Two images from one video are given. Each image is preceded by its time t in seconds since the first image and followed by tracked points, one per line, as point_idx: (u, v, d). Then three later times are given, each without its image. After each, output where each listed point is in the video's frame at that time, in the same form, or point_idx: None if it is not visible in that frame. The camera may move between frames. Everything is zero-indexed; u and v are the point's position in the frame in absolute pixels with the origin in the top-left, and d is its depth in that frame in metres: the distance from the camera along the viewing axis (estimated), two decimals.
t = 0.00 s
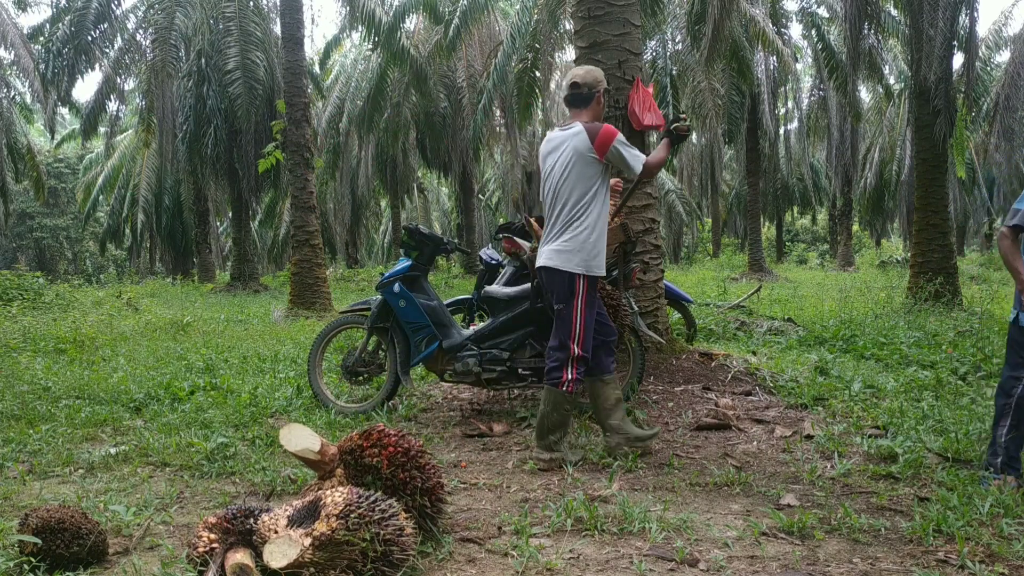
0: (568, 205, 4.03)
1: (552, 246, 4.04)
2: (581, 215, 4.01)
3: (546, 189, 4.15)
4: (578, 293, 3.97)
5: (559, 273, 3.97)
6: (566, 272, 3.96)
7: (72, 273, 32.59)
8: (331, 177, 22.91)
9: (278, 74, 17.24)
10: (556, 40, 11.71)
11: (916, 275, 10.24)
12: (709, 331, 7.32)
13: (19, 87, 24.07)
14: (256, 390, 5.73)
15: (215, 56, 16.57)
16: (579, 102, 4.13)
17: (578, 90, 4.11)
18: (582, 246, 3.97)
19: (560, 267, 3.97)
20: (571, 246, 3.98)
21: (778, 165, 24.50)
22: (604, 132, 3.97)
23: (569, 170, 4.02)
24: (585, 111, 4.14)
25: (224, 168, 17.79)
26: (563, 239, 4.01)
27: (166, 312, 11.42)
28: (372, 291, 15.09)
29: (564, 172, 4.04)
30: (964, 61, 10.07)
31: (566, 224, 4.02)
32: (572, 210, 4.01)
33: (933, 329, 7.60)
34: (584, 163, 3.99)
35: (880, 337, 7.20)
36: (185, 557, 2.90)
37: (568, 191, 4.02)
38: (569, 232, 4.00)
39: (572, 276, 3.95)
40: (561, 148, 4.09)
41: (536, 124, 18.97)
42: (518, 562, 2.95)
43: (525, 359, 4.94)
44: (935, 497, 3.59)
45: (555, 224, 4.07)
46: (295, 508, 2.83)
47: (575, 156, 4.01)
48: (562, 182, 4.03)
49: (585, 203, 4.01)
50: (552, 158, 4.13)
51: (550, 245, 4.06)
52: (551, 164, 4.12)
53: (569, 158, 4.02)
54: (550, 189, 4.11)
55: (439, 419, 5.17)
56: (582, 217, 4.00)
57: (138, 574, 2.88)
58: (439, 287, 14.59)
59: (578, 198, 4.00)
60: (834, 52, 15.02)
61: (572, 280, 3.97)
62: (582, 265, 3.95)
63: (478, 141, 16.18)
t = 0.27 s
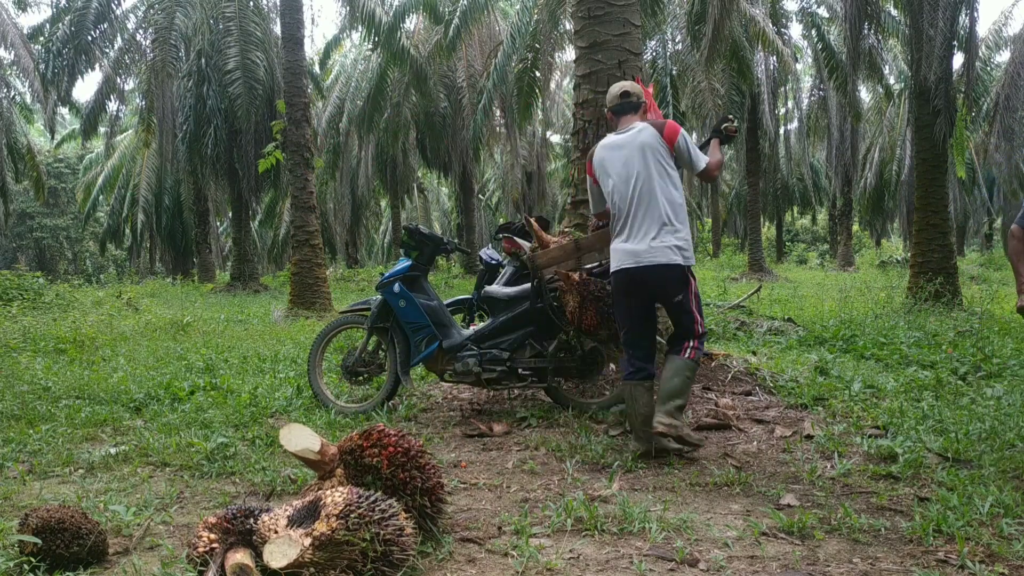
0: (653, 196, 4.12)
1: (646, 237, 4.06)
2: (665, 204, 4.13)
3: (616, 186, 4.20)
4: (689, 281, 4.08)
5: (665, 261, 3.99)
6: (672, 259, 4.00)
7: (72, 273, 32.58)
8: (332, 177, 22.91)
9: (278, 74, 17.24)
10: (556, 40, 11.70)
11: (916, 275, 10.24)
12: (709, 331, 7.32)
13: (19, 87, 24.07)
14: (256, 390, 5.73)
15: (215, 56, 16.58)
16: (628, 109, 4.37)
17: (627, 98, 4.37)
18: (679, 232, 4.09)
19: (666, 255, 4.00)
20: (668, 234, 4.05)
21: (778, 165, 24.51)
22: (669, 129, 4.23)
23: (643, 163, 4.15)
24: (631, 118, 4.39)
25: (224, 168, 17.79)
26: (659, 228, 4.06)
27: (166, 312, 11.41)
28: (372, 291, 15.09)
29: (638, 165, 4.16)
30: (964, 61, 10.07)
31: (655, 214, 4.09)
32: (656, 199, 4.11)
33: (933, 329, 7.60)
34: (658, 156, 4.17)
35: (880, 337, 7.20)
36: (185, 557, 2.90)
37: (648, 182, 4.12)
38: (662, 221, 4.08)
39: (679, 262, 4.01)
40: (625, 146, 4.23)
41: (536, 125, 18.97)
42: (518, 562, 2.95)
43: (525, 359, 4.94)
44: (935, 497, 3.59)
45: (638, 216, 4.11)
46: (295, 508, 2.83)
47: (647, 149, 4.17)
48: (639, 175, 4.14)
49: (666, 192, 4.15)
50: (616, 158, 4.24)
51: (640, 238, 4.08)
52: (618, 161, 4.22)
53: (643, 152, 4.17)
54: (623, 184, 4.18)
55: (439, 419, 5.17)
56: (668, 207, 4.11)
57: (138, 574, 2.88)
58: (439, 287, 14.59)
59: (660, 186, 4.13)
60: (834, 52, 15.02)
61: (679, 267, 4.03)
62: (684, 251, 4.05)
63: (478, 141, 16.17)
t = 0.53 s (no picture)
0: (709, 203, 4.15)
1: (702, 244, 4.10)
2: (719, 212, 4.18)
3: (674, 188, 4.17)
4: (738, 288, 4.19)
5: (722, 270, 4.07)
6: (727, 269, 4.09)
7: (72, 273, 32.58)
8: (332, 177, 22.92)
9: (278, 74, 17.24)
10: (556, 40, 11.70)
11: (916, 275, 10.25)
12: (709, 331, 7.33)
13: (19, 87, 24.07)
14: (256, 390, 5.73)
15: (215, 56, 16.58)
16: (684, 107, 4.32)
17: (684, 97, 4.32)
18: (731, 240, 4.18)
19: (722, 264, 4.08)
20: (723, 242, 4.13)
21: (778, 165, 24.51)
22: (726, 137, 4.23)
23: (704, 168, 4.14)
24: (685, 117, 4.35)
25: (224, 168, 17.79)
26: (716, 236, 4.11)
27: (166, 312, 11.42)
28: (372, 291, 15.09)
29: (699, 169, 4.14)
30: (964, 60, 10.07)
31: (712, 223, 4.13)
32: (714, 206, 4.13)
33: (933, 329, 7.60)
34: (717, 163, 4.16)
35: (880, 337, 7.20)
36: (185, 557, 2.90)
37: (708, 189, 4.13)
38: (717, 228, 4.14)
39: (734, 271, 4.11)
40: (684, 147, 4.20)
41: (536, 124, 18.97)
42: (518, 562, 2.95)
43: (525, 359, 4.94)
44: (935, 497, 3.59)
45: (695, 221, 4.13)
46: (295, 508, 2.84)
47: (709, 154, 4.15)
48: (700, 180, 4.13)
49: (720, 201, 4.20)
50: (676, 158, 4.19)
51: (696, 243, 4.11)
52: (677, 163, 4.18)
53: (705, 156, 4.15)
54: (682, 188, 4.16)
55: (439, 419, 5.17)
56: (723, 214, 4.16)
57: (138, 573, 2.88)
58: (439, 288, 14.60)
59: (717, 194, 4.15)
60: (834, 52, 15.03)
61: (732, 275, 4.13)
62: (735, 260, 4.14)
63: (478, 141, 16.17)
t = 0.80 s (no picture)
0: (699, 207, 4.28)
1: (685, 245, 4.28)
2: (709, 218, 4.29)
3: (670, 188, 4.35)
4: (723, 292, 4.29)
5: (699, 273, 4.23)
6: (707, 272, 4.24)
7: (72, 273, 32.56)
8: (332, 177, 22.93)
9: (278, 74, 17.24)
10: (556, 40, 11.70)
11: (916, 274, 10.25)
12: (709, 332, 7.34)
13: (19, 87, 24.08)
14: (256, 389, 5.74)
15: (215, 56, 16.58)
16: (702, 110, 4.40)
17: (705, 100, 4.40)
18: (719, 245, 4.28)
19: (700, 267, 4.23)
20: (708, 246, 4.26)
21: (778, 165, 24.52)
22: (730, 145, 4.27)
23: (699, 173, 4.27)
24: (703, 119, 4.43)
25: (224, 168, 17.79)
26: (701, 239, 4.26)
27: (166, 312, 11.42)
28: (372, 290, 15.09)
29: (694, 173, 4.27)
30: (964, 61, 10.07)
31: (698, 226, 4.28)
32: (703, 211, 4.26)
33: (933, 329, 7.60)
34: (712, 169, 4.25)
35: (880, 337, 7.20)
36: (185, 557, 2.90)
37: (700, 194, 4.27)
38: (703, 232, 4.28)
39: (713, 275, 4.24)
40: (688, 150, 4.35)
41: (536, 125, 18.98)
42: (518, 562, 2.95)
43: (525, 359, 4.95)
44: (935, 497, 3.59)
45: (683, 223, 4.31)
46: (295, 508, 2.83)
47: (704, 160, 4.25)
48: (694, 184, 4.27)
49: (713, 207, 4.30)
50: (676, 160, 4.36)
51: (681, 244, 4.29)
52: (676, 165, 4.35)
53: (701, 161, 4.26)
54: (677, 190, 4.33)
55: (439, 419, 5.17)
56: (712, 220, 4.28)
57: (138, 574, 2.88)
58: (439, 288, 14.60)
59: (708, 199, 4.27)
60: (834, 52, 15.03)
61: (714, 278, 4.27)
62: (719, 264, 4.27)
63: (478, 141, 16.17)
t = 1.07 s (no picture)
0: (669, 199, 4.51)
1: (654, 232, 4.55)
2: (675, 210, 4.47)
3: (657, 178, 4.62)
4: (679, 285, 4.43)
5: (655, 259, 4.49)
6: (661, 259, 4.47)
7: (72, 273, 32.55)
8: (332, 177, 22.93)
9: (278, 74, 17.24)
10: (556, 40, 11.70)
11: (916, 274, 10.25)
12: (709, 332, 7.34)
13: (19, 87, 24.08)
14: (256, 389, 5.74)
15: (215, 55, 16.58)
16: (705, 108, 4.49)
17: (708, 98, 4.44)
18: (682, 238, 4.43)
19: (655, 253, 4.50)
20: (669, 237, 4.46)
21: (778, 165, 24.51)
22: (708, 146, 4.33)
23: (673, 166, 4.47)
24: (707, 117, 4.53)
25: (224, 168, 17.79)
26: (664, 228, 4.47)
27: (166, 312, 11.41)
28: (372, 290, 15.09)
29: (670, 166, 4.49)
30: (964, 61, 10.07)
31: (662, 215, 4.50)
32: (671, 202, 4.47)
33: (933, 329, 7.60)
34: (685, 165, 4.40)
35: (880, 337, 7.20)
36: (185, 557, 2.90)
37: (669, 186, 4.47)
38: (665, 223, 4.49)
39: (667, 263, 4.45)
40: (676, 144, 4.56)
41: (536, 125, 18.98)
42: (518, 562, 2.95)
43: (525, 359, 4.95)
44: (935, 497, 3.59)
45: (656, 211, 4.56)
46: (295, 508, 2.84)
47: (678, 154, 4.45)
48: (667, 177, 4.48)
49: (678, 200, 4.46)
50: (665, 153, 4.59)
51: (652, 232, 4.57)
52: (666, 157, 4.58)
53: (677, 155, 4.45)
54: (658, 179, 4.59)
55: (439, 419, 5.17)
56: (677, 213, 4.46)
57: (138, 574, 2.88)
58: (439, 288, 14.60)
59: (675, 193, 4.45)
60: (834, 52, 15.03)
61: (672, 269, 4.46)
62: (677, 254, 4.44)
63: (478, 141, 16.17)
